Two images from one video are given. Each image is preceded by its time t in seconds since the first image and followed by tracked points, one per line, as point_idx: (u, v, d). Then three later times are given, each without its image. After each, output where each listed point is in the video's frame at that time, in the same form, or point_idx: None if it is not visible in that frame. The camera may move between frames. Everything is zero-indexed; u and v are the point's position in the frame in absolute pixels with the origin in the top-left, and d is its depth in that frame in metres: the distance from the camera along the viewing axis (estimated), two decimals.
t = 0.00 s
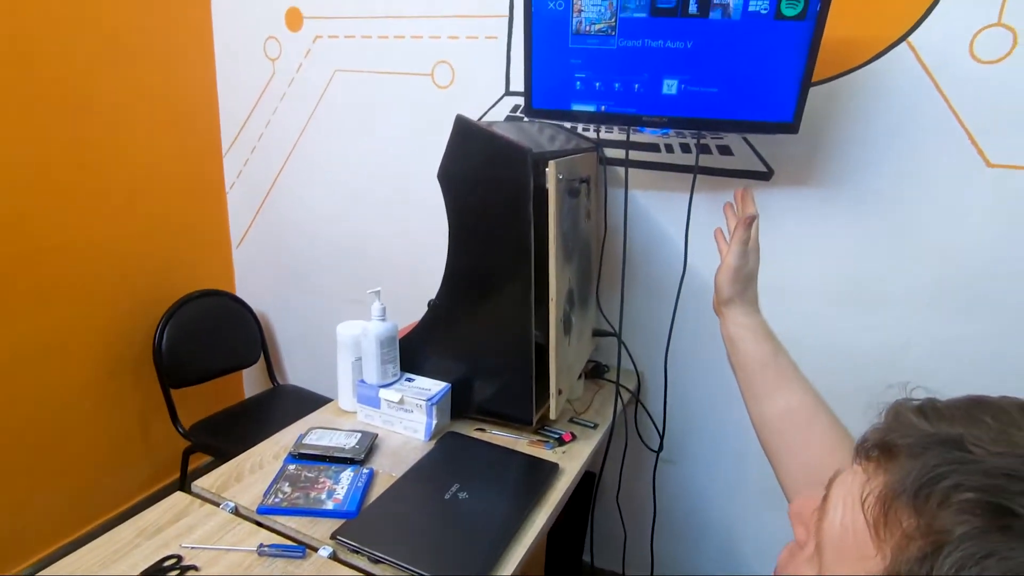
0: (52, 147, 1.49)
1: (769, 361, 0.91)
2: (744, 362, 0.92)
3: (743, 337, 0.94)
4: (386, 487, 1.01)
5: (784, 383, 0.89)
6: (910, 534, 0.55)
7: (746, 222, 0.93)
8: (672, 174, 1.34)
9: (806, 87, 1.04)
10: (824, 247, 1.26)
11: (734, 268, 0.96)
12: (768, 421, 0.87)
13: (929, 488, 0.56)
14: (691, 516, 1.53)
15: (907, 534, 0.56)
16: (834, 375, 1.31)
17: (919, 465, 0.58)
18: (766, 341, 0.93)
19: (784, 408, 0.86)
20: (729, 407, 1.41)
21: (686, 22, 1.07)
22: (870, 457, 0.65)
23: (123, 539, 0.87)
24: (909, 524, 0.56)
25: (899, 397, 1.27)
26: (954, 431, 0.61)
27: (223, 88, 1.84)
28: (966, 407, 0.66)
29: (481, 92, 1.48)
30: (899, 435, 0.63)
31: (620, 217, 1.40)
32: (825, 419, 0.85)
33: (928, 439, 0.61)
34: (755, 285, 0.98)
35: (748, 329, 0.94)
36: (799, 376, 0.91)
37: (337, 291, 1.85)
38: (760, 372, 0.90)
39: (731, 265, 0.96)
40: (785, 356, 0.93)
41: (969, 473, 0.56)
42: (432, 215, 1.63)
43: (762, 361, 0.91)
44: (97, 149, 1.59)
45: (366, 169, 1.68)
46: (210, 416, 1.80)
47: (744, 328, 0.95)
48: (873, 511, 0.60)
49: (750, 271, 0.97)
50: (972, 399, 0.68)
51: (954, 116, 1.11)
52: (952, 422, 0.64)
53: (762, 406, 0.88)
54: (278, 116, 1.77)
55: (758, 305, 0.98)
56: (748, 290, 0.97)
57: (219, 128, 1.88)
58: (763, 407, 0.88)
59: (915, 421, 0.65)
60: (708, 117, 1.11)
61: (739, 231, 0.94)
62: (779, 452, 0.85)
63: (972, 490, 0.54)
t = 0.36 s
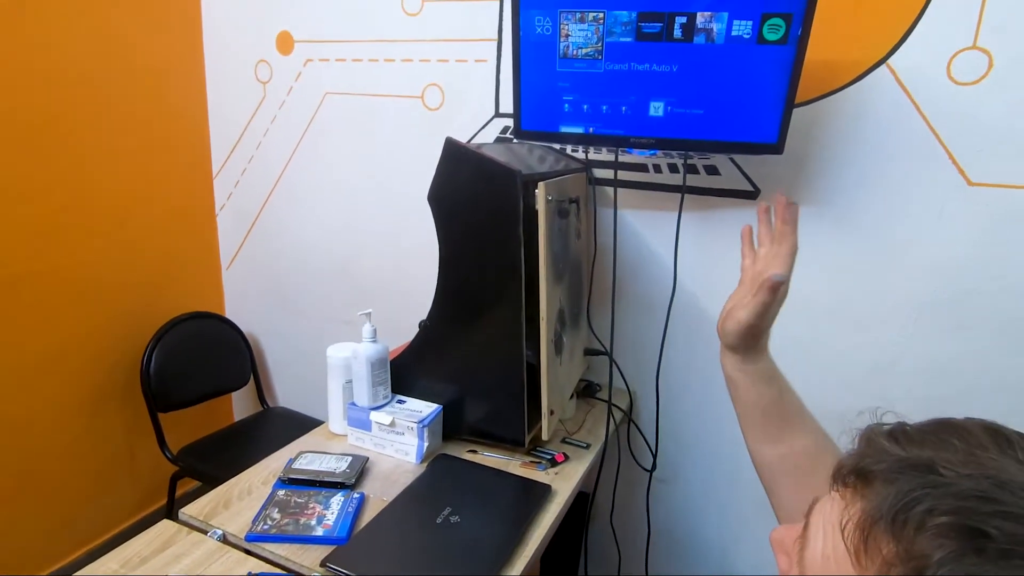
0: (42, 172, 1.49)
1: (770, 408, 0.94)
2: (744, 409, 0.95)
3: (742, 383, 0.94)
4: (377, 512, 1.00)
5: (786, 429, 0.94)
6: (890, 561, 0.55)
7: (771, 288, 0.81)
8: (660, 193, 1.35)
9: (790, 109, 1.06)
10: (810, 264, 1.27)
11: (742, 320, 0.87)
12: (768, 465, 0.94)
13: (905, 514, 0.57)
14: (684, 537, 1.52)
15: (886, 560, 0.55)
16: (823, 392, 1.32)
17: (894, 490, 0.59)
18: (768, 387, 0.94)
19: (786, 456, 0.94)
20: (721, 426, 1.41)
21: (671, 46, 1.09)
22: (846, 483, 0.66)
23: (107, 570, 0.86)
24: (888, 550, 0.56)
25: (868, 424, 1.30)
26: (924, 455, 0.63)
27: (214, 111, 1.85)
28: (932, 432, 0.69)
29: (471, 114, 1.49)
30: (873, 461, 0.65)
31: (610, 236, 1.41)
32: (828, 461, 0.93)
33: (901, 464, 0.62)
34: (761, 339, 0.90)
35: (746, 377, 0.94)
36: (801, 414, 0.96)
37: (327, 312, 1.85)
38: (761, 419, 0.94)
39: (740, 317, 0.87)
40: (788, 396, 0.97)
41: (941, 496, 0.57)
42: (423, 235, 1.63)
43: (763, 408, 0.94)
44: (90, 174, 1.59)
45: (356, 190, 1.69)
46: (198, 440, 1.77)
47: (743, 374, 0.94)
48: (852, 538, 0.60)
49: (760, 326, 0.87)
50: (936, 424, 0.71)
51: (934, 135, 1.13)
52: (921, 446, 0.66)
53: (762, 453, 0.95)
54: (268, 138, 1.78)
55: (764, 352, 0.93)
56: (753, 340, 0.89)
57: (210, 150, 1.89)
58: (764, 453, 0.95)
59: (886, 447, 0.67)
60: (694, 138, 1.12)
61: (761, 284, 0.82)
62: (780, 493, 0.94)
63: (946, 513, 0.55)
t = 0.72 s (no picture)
0: (39, 190, 1.48)
1: (753, 406, 0.94)
2: (727, 407, 0.94)
3: (726, 383, 0.95)
4: (373, 529, 0.99)
5: (769, 428, 0.93)
6: None
7: (717, 267, 0.90)
8: (655, 206, 1.36)
9: (783, 122, 1.07)
10: (806, 276, 1.28)
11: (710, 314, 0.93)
12: (755, 467, 0.92)
13: (922, 539, 0.56)
14: (684, 552, 1.51)
15: None
16: (820, 404, 1.32)
17: (909, 514, 0.58)
18: (748, 384, 0.94)
19: (771, 455, 0.91)
20: (719, 439, 1.41)
21: (664, 61, 1.10)
22: (857, 504, 0.65)
23: None
24: None
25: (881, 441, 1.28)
26: (940, 477, 0.61)
27: (211, 127, 1.85)
28: (946, 450, 0.67)
29: (466, 128, 1.50)
30: (885, 482, 0.63)
31: (605, 249, 1.41)
32: (813, 461, 0.90)
33: (915, 485, 0.61)
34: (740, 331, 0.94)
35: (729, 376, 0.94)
36: (784, 415, 0.95)
37: (322, 327, 1.84)
38: (745, 418, 0.94)
39: (707, 309, 0.93)
40: (769, 395, 0.96)
41: (959, 522, 0.56)
42: (419, 249, 1.63)
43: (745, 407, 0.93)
44: (87, 192, 1.59)
45: (352, 204, 1.69)
46: (192, 457, 1.76)
47: (726, 373, 0.95)
48: (866, 563, 0.59)
49: (732, 315, 0.92)
50: (949, 442, 0.68)
51: (926, 148, 1.15)
52: (935, 465, 0.64)
53: (747, 454, 0.93)
54: (265, 153, 1.78)
55: (741, 346, 0.96)
56: (729, 333, 0.94)
57: (206, 166, 1.89)
58: (749, 454, 0.93)
59: (898, 466, 0.65)
60: (689, 152, 1.13)
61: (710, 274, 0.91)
62: (768, 497, 0.90)
63: (965, 540, 0.54)
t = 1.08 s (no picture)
0: (39, 202, 1.48)
1: (758, 409, 0.95)
2: (733, 408, 0.96)
3: (733, 383, 0.98)
4: (373, 540, 0.98)
5: (774, 432, 0.93)
6: None
7: (724, 262, 1.02)
8: (654, 215, 1.36)
9: (781, 131, 1.08)
10: (806, 284, 1.28)
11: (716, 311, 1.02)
12: (759, 469, 0.91)
13: (934, 549, 0.56)
14: (686, 562, 1.50)
15: None
16: (822, 413, 1.32)
17: (921, 522, 0.58)
18: (754, 386, 0.97)
19: (775, 457, 0.90)
20: (721, 448, 1.40)
21: (663, 70, 1.11)
22: (867, 511, 0.65)
23: None
24: None
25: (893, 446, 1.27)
26: (953, 485, 0.61)
27: (211, 138, 1.86)
28: (958, 457, 0.66)
29: (465, 138, 1.50)
30: (897, 489, 0.63)
31: (605, 258, 1.42)
32: (818, 467, 0.89)
33: (928, 493, 0.60)
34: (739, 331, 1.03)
35: (736, 374, 0.99)
36: (787, 422, 0.95)
37: (321, 337, 1.84)
38: (750, 420, 0.94)
39: (713, 307, 1.03)
40: (773, 402, 0.97)
41: (972, 532, 0.56)
42: (418, 258, 1.63)
43: (751, 408, 0.95)
44: (86, 205, 1.59)
45: (351, 215, 1.69)
46: (190, 468, 1.75)
47: (733, 373, 0.99)
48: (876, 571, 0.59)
49: (734, 314, 1.03)
50: (961, 449, 0.67)
51: (924, 156, 1.15)
52: (948, 473, 0.63)
53: (751, 456, 0.92)
54: (264, 164, 1.79)
55: (743, 348, 1.02)
56: (733, 332, 1.03)
57: (206, 177, 1.90)
58: (754, 457, 0.92)
59: (910, 473, 0.65)
60: (688, 160, 1.14)
61: (716, 270, 1.02)
62: (772, 502, 0.88)
63: (978, 552, 0.54)
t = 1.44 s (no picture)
0: (39, 209, 1.48)
1: (760, 414, 0.94)
2: (735, 413, 0.95)
3: (734, 387, 0.97)
4: (374, 547, 0.98)
5: (776, 437, 0.92)
6: None
7: (724, 264, 1.00)
8: (656, 220, 1.36)
9: (782, 135, 1.08)
10: (808, 288, 1.27)
11: (717, 315, 1.00)
12: (762, 475, 0.90)
13: (943, 550, 0.56)
14: (689, 569, 1.49)
15: None
16: (825, 418, 1.31)
17: (929, 524, 0.58)
18: (756, 390, 0.97)
19: (779, 463, 0.90)
20: (724, 453, 1.39)
21: (664, 75, 1.11)
22: (874, 514, 0.64)
23: None
24: None
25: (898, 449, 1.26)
26: (960, 486, 0.61)
27: (212, 145, 1.86)
28: (964, 460, 0.66)
29: (466, 144, 1.50)
30: (903, 491, 0.62)
31: (606, 263, 1.41)
32: (821, 472, 0.89)
33: (935, 495, 0.60)
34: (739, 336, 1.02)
35: (737, 379, 0.98)
36: (790, 426, 0.94)
37: (322, 343, 1.83)
38: (752, 425, 0.94)
39: (714, 310, 1.00)
40: (775, 405, 0.97)
41: (979, 534, 0.56)
42: (419, 264, 1.63)
43: (753, 413, 0.94)
44: (87, 211, 1.59)
45: (353, 221, 1.69)
46: (191, 475, 1.74)
47: (734, 378, 0.98)
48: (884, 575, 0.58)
49: (735, 317, 1.01)
50: (968, 452, 0.67)
51: (925, 159, 1.15)
52: (955, 476, 0.63)
53: (754, 461, 0.91)
54: (265, 170, 1.79)
55: (744, 352, 1.01)
56: (733, 336, 1.01)
57: (207, 183, 1.90)
58: (757, 462, 0.91)
59: (916, 475, 0.64)
60: (689, 165, 1.14)
61: (718, 273, 1.00)
62: (776, 508, 0.87)
63: (987, 552, 0.55)
